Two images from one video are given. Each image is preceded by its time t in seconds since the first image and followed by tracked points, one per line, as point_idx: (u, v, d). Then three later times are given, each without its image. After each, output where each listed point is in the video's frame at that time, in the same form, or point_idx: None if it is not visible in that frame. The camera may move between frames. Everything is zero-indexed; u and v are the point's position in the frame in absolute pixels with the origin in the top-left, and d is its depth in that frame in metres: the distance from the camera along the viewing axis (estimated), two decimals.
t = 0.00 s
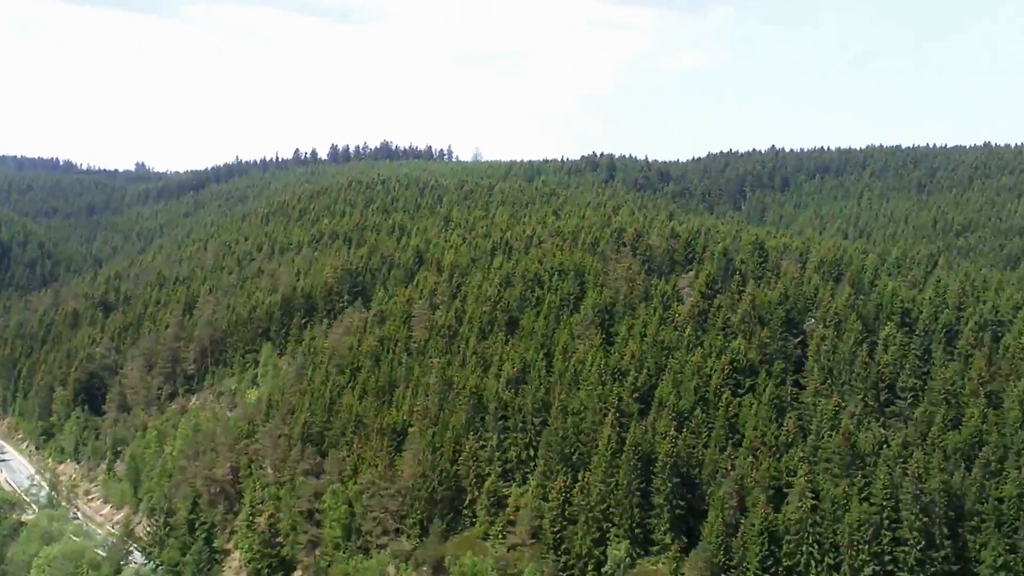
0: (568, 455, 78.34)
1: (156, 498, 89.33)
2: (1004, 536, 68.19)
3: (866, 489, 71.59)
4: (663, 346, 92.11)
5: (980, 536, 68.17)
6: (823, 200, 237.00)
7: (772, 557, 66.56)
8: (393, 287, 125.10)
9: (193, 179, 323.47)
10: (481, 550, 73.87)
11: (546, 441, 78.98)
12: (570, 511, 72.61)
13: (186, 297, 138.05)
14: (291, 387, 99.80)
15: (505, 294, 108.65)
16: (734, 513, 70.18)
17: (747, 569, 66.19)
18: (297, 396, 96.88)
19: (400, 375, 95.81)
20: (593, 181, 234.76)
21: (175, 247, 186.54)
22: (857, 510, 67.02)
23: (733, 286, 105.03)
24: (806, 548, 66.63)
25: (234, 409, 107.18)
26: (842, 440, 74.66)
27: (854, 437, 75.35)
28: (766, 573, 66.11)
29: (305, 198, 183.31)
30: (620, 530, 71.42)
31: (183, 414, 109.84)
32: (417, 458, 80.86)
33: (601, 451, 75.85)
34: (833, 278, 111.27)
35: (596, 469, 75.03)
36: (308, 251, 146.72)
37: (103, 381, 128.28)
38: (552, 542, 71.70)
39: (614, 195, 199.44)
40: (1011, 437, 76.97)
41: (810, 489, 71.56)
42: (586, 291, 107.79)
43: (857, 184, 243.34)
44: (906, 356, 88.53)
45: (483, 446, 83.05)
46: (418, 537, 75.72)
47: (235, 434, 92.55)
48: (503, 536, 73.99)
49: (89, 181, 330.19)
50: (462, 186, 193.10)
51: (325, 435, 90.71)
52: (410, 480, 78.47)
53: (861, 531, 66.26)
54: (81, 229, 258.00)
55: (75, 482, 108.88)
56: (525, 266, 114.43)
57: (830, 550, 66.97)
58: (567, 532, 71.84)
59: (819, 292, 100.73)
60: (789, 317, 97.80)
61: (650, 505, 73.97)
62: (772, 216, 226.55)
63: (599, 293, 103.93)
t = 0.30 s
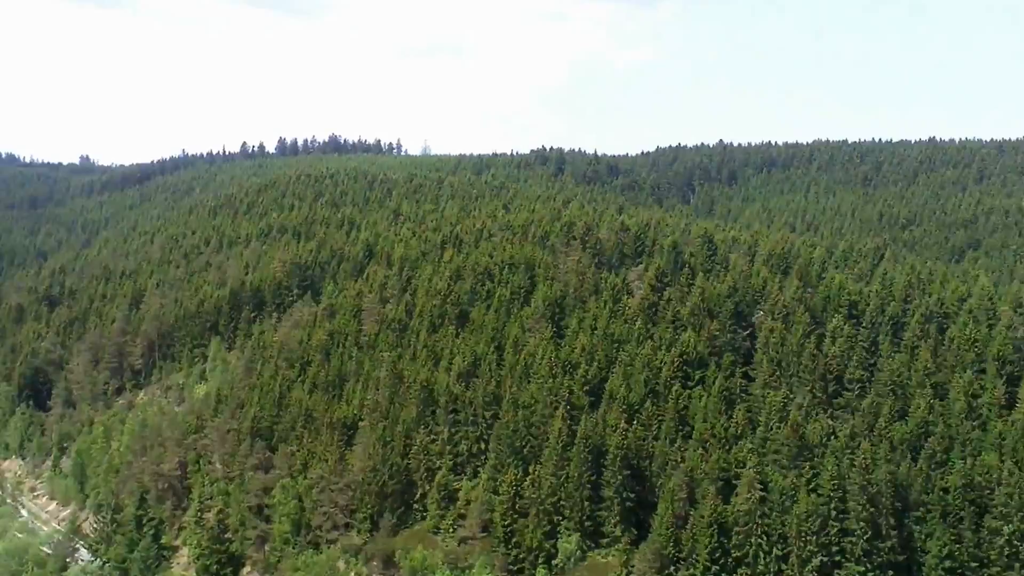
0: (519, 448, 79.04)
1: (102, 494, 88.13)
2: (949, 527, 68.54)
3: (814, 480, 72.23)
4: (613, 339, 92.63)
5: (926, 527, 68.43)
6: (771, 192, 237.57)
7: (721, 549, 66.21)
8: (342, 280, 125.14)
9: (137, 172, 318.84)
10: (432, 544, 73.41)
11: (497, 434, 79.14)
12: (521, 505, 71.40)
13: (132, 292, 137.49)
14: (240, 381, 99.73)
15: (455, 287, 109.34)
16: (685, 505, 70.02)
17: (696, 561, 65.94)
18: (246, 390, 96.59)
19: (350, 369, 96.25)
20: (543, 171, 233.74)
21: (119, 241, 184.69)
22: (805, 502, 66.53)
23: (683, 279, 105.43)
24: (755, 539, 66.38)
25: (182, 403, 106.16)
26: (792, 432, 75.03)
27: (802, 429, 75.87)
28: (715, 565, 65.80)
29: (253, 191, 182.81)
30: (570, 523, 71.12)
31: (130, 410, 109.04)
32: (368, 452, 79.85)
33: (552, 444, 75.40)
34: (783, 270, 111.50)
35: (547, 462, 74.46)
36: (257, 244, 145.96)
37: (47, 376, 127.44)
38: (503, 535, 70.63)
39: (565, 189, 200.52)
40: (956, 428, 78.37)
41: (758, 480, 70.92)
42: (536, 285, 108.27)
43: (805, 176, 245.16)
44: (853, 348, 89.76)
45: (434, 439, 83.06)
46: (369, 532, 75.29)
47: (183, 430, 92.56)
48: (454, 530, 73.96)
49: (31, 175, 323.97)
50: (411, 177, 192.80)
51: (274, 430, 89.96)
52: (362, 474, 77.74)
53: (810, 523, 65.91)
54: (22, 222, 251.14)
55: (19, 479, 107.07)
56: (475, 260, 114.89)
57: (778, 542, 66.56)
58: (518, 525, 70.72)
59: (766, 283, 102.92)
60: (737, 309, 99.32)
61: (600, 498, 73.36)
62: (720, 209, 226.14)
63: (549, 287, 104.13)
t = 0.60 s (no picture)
0: (470, 441, 78.19)
1: (48, 491, 86.85)
2: (894, 516, 69.16)
3: (762, 471, 72.42)
4: (564, 331, 92.38)
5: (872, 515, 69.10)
6: (719, 186, 240.56)
7: (671, 540, 66.28)
8: (292, 274, 126.27)
9: (83, 166, 315.26)
10: (382, 538, 73.06)
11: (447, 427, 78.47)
12: (472, 498, 71.06)
13: (78, 287, 136.10)
14: (188, 375, 99.52)
15: (406, 281, 109.80)
16: (635, 497, 69.31)
17: (646, 552, 66.24)
18: (195, 385, 96.31)
19: (300, 363, 96.47)
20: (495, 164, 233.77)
21: (64, 235, 182.78)
22: (753, 493, 67.34)
23: (633, 271, 105.98)
24: (703, 530, 66.68)
25: (129, 399, 105.90)
26: (739, 423, 75.62)
27: (751, 421, 76.21)
28: (665, 557, 65.95)
29: (202, 184, 182.52)
30: (521, 515, 71.07)
31: (76, 405, 108.56)
32: (318, 446, 80.25)
33: (503, 436, 76.11)
34: (732, 262, 112.04)
35: (498, 455, 75.01)
36: (205, 237, 146.07)
37: None
38: (454, 528, 69.97)
39: (515, 181, 202.10)
40: (902, 418, 78.85)
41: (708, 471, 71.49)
42: (486, 278, 108.57)
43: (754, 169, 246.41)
44: (801, 340, 89.69)
45: (384, 433, 82.52)
46: (319, 526, 74.77)
47: (130, 425, 91.77)
48: (403, 524, 73.61)
49: None
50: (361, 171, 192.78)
51: (223, 424, 90.32)
52: (312, 469, 77.76)
53: (758, 513, 66.42)
54: None
55: None
56: (425, 254, 115.49)
57: (727, 532, 67.00)
58: (469, 518, 70.17)
59: (716, 275, 103.36)
60: (687, 302, 99.51)
61: (551, 490, 73.28)
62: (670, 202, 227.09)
63: (499, 280, 104.32)
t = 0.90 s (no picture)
0: (421, 435, 78.52)
1: None
2: (841, 506, 69.80)
3: (713, 463, 71.74)
4: (515, 325, 92.49)
5: (820, 506, 69.50)
6: (670, 178, 240.29)
7: (621, 533, 66.96)
8: (239, 269, 125.34)
9: (26, 161, 309.86)
10: (331, 533, 73.71)
11: (396, 420, 78.54)
12: (421, 492, 70.91)
13: (24, 281, 134.52)
14: (135, 371, 100.05)
15: (356, 276, 109.80)
16: (585, 490, 69.93)
17: (597, 544, 66.87)
18: (144, 380, 96.53)
19: (249, 358, 97.21)
20: (444, 158, 232.40)
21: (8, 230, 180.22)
22: (702, 485, 67.50)
23: (583, 265, 105.90)
24: (653, 522, 67.12)
25: (75, 394, 105.92)
26: (689, 415, 75.64)
27: (700, 413, 76.25)
28: (614, 549, 66.65)
29: (149, 178, 181.19)
30: (472, 510, 71.30)
31: (23, 401, 108.25)
32: (268, 441, 80.29)
33: (453, 430, 75.13)
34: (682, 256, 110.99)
35: (448, 450, 74.18)
36: (153, 232, 145.57)
37: None
38: (404, 522, 70.04)
39: (466, 174, 202.07)
40: (848, 410, 79.77)
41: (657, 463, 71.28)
42: (437, 271, 108.38)
43: (702, 161, 246.78)
44: (749, 333, 91.04)
45: (334, 428, 82.94)
46: (268, 521, 75.62)
47: (77, 421, 91.70)
48: (352, 519, 73.75)
49: None
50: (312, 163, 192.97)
51: (171, 420, 90.31)
52: (262, 464, 77.78)
53: (706, 505, 66.70)
54: None
55: None
56: (376, 248, 115.13)
57: (676, 524, 67.32)
58: (419, 512, 70.29)
59: (665, 269, 103.11)
60: (636, 296, 99.10)
61: (502, 483, 73.55)
62: (620, 194, 229.19)
63: (449, 274, 104.77)
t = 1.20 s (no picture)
0: (372, 430, 79.37)
1: None
2: (790, 497, 70.60)
3: (662, 454, 72.44)
4: (465, 320, 92.16)
5: (769, 496, 70.31)
6: (620, 172, 238.54)
7: (571, 525, 66.88)
8: (188, 264, 124.30)
9: None
10: (283, 529, 73.58)
11: (347, 415, 79.49)
12: (371, 487, 71.10)
13: None
14: (84, 368, 100.12)
15: (307, 269, 107.94)
16: (536, 483, 70.27)
17: (547, 536, 66.89)
18: (92, 376, 96.87)
19: (199, 354, 97.64)
20: (392, 154, 228.24)
21: None
22: (652, 477, 68.08)
23: (533, 258, 104.40)
24: (603, 514, 67.26)
25: (21, 391, 106.00)
26: (639, 408, 76.12)
27: (650, 406, 76.69)
28: (565, 541, 66.64)
29: (96, 173, 179.48)
30: (422, 504, 71.59)
31: None
32: (217, 437, 80.87)
33: (404, 425, 75.82)
34: (631, 250, 109.97)
35: (399, 445, 74.77)
36: (100, 228, 145.35)
37: None
38: (354, 516, 70.07)
39: (417, 169, 203.54)
40: (796, 401, 79.98)
41: (608, 455, 71.74)
42: (387, 265, 106.82)
43: (650, 155, 245.35)
44: (699, 325, 90.32)
45: (284, 423, 83.19)
46: (218, 517, 76.07)
47: (24, 419, 92.19)
48: (303, 514, 73.33)
49: None
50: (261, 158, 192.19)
51: (120, 417, 90.79)
52: (211, 460, 78.60)
53: (656, 497, 67.39)
54: None
55: None
56: (325, 242, 113.51)
57: (626, 516, 67.43)
58: (370, 506, 70.49)
59: (614, 263, 101.86)
60: (587, 289, 98.19)
61: (452, 477, 73.97)
62: (570, 188, 229.60)
63: (399, 269, 103.47)
